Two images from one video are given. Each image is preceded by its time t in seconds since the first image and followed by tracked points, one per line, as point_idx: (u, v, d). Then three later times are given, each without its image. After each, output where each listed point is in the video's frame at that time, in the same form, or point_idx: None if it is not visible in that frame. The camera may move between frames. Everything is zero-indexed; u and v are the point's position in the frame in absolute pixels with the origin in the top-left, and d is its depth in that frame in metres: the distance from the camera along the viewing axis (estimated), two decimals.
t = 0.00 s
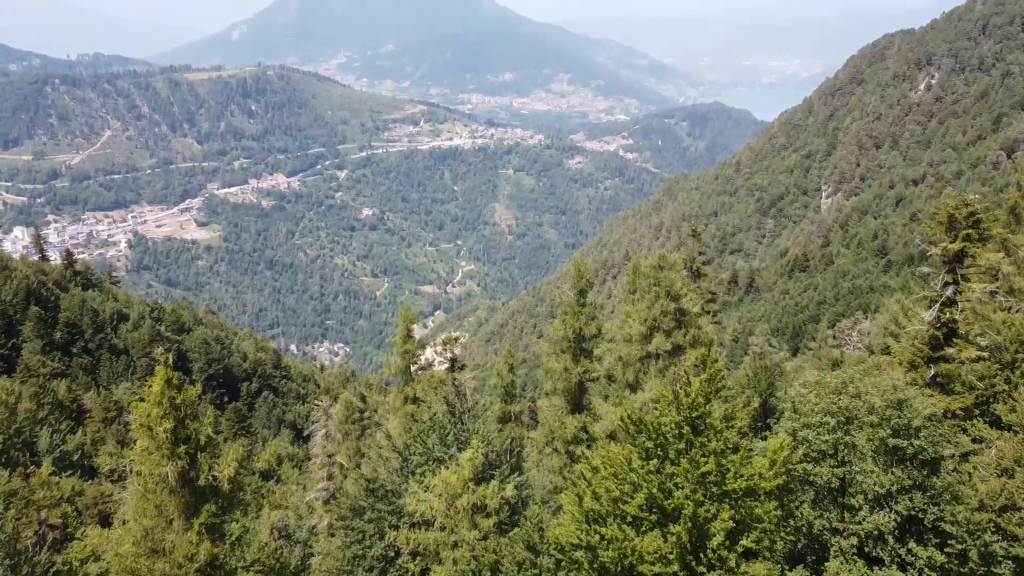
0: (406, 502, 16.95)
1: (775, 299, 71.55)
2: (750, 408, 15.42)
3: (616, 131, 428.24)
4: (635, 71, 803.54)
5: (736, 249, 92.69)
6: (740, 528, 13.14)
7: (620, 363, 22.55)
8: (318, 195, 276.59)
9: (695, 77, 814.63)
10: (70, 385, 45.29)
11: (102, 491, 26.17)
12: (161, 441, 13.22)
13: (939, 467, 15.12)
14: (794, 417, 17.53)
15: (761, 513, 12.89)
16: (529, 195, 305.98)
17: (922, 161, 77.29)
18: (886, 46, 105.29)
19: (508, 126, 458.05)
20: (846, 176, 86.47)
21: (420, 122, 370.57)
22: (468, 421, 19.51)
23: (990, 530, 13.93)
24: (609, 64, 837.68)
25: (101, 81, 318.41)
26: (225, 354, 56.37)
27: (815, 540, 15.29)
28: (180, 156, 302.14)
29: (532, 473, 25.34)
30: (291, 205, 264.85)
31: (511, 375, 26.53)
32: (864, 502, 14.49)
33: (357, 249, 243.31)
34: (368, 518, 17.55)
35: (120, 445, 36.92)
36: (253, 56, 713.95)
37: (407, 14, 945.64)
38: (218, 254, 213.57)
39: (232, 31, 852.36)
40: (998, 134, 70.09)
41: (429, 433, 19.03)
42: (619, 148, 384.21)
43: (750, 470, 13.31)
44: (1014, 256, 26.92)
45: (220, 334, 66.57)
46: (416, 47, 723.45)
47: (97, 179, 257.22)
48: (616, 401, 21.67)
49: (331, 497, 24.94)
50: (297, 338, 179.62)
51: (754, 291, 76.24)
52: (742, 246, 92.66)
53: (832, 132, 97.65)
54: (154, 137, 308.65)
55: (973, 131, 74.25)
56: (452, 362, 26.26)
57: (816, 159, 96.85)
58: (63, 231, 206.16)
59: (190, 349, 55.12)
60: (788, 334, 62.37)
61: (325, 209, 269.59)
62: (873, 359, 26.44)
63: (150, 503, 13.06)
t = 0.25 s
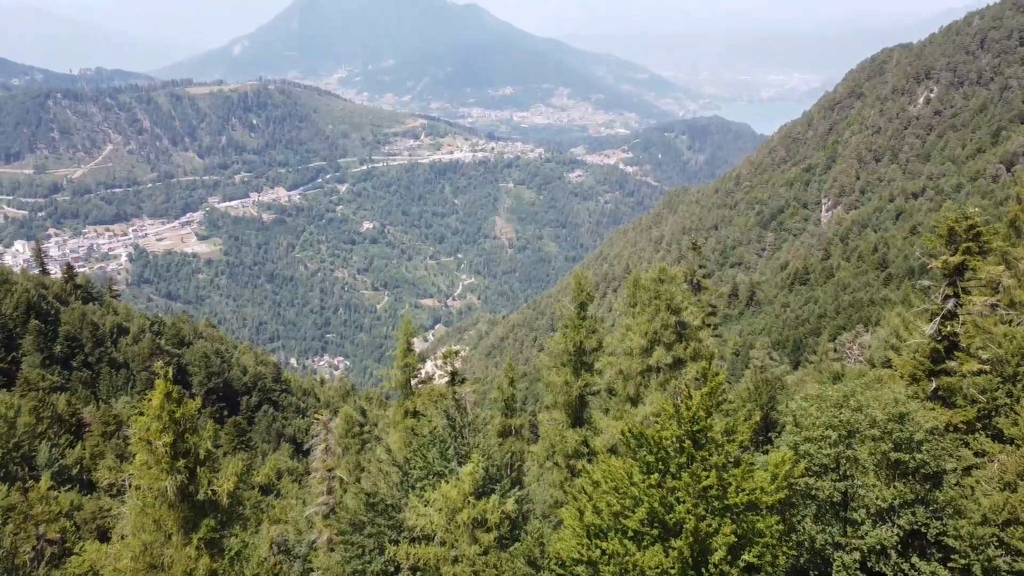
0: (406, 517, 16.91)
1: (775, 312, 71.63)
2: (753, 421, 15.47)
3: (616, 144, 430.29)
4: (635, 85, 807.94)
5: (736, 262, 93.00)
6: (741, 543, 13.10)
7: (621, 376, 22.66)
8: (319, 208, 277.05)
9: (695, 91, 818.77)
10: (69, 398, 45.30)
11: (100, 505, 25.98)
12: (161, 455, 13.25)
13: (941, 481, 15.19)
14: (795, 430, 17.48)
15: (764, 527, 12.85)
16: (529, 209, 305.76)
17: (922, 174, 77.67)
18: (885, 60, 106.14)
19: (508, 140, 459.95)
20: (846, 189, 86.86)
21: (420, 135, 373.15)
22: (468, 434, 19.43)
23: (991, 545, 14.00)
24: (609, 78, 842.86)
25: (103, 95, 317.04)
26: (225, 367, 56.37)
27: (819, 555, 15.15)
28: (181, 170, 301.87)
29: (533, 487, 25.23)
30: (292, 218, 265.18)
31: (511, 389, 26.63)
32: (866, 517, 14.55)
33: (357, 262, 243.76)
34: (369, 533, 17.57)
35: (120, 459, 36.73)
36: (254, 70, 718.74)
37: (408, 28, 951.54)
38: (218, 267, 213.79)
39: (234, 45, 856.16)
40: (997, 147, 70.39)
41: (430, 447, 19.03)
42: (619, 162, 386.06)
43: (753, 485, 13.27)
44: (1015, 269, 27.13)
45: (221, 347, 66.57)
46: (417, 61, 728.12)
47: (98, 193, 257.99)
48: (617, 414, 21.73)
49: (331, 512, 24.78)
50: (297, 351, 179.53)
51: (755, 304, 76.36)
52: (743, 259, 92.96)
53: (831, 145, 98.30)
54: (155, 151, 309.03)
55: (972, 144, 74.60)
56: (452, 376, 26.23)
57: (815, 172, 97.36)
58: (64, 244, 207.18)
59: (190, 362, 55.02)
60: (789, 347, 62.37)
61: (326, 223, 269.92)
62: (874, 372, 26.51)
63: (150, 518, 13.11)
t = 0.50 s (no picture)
0: (406, 531, 16.85)
1: (776, 325, 71.63)
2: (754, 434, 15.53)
3: (616, 158, 432.05)
4: (634, 99, 811.90)
5: (736, 275, 93.23)
6: (743, 557, 13.06)
7: (621, 389, 22.87)
8: (319, 221, 276.98)
9: (694, 104, 822.65)
10: (69, 412, 45.21)
11: (98, 520, 25.74)
12: (159, 469, 13.56)
13: (942, 495, 15.21)
14: (797, 445, 17.45)
15: (766, 542, 12.83)
16: (530, 222, 303.75)
17: (922, 187, 78.03)
18: (883, 75, 107.01)
19: (509, 153, 461.55)
20: (846, 202, 87.19)
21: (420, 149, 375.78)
22: (468, 448, 19.52)
23: (995, 558, 14.01)
24: (608, 92, 847.24)
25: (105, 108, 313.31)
26: (225, 381, 56.25)
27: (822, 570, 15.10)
28: (182, 184, 300.38)
29: (533, 501, 25.15)
30: (292, 231, 265.10)
31: (512, 402, 26.59)
32: (868, 532, 14.57)
33: (358, 275, 243.80)
34: (369, 548, 17.56)
35: (119, 473, 36.47)
36: (255, 84, 722.62)
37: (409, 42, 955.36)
38: (218, 280, 213.25)
39: (235, 58, 857.76)
40: (996, 160, 70.83)
41: (430, 461, 19.02)
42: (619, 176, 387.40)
43: (753, 499, 13.29)
44: (1016, 282, 27.31)
45: (221, 361, 66.37)
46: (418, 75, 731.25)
47: (98, 206, 257.63)
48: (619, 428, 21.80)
49: (330, 526, 24.63)
50: (297, 365, 179.13)
51: (756, 317, 76.45)
52: (743, 272, 93.20)
53: (831, 158, 98.78)
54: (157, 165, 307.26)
55: (971, 157, 75.06)
56: (452, 390, 26.18)
57: (815, 185, 97.75)
58: (64, 257, 207.36)
59: (190, 376, 54.94)
60: (790, 360, 62.27)
61: (326, 236, 269.73)
62: (876, 385, 26.51)
63: (148, 532, 13.45)
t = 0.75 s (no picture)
0: (407, 547, 16.81)
1: (776, 339, 71.62)
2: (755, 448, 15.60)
3: (616, 172, 433.76)
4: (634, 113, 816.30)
5: (737, 289, 93.40)
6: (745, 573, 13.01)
7: (622, 404, 23.15)
8: (320, 235, 276.77)
9: (694, 118, 826.56)
10: (68, 426, 45.23)
11: (97, 534, 25.62)
12: (158, 484, 14.38)
13: (945, 510, 15.24)
14: (798, 459, 17.47)
15: (767, 557, 12.84)
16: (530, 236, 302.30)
17: (921, 201, 78.36)
18: (882, 89, 107.68)
19: (509, 167, 463.32)
20: (846, 216, 87.43)
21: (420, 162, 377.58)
22: (468, 463, 19.63)
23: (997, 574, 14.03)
24: (608, 106, 852.26)
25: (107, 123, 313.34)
26: (224, 395, 56.24)
27: None
28: (183, 197, 299.84)
29: (533, 516, 25.06)
30: (293, 245, 265.13)
31: (512, 417, 26.57)
32: (871, 546, 14.56)
33: (358, 289, 243.82)
34: (368, 563, 17.54)
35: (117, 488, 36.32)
36: (257, 98, 726.97)
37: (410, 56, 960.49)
38: (219, 294, 212.64)
39: (236, 72, 860.37)
40: (995, 174, 71.34)
41: (430, 476, 18.96)
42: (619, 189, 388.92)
43: (755, 514, 13.26)
44: (1015, 295, 27.54)
45: (220, 375, 66.21)
46: (419, 89, 735.43)
47: (99, 220, 257.65)
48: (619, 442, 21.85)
49: (329, 541, 24.60)
50: (297, 379, 178.62)
51: (756, 331, 76.58)
52: (744, 285, 93.44)
53: (830, 172, 99.24)
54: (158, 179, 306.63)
55: (971, 171, 75.46)
56: (452, 404, 26.21)
57: (815, 199, 98.16)
58: (64, 271, 207.82)
59: (189, 390, 54.84)
60: (791, 374, 62.19)
61: (326, 249, 269.38)
62: (877, 400, 26.56)
63: (145, 547, 14.27)
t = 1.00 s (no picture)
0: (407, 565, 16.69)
1: (777, 356, 71.47)
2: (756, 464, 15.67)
3: (616, 188, 435.66)
4: (634, 130, 821.68)
5: (738, 305, 93.51)
6: None
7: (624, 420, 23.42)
8: (320, 251, 276.88)
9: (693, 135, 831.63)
10: (66, 443, 45.19)
11: (94, 552, 25.28)
12: (156, 501, 14.69)
13: (950, 527, 15.36)
14: (799, 476, 17.60)
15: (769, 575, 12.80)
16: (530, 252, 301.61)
17: (921, 217, 78.65)
18: (881, 105, 108.14)
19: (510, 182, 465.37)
20: (846, 232, 87.67)
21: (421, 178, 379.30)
22: (468, 479, 19.60)
23: None
24: (608, 123, 858.23)
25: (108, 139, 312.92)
26: (224, 411, 56.16)
27: None
28: (184, 213, 299.85)
29: (533, 534, 24.97)
30: (293, 260, 265.07)
31: (512, 433, 26.56)
32: (874, 564, 14.68)
33: (358, 304, 243.68)
34: None
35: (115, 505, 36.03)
36: (259, 116, 732.91)
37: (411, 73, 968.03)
38: (219, 309, 212.14)
39: (239, 89, 866.30)
40: (994, 191, 71.66)
41: (430, 492, 18.94)
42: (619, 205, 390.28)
43: (756, 531, 13.21)
44: (1017, 311, 27.77)
45: (220, 391, 66.00)
46: (420, 106, 741.01)
47: (100, 235, 258.19)
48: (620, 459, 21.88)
49: (329, 558, 24.65)
50: (296, 395, 177.87)
51: (757, 347, 76.57)
52: (744, 301, 93.55)
53: (830, 188, 99.81)
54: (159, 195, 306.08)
55: (970, 187, 75.90)
56: (452, 421, 26.29)
57: (815, 215, 98.59)
58: (65, 287, 208.34)
59: (189, 406, 54.64)
60: (792, 391, 62.00)
61: (327, 265, 269.16)
62: (878, 417, 26.76)
63: (142, 564, 14.59)
